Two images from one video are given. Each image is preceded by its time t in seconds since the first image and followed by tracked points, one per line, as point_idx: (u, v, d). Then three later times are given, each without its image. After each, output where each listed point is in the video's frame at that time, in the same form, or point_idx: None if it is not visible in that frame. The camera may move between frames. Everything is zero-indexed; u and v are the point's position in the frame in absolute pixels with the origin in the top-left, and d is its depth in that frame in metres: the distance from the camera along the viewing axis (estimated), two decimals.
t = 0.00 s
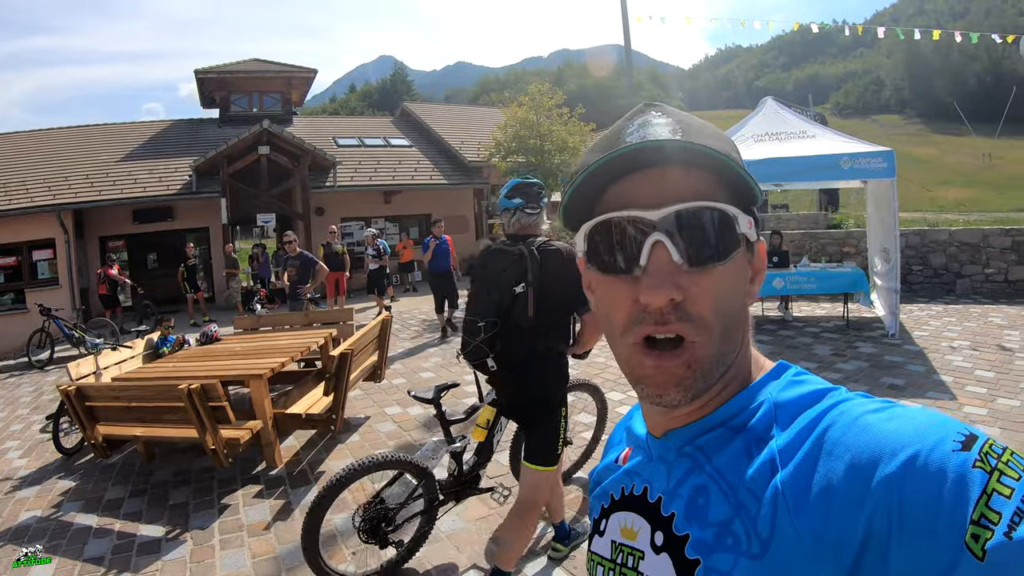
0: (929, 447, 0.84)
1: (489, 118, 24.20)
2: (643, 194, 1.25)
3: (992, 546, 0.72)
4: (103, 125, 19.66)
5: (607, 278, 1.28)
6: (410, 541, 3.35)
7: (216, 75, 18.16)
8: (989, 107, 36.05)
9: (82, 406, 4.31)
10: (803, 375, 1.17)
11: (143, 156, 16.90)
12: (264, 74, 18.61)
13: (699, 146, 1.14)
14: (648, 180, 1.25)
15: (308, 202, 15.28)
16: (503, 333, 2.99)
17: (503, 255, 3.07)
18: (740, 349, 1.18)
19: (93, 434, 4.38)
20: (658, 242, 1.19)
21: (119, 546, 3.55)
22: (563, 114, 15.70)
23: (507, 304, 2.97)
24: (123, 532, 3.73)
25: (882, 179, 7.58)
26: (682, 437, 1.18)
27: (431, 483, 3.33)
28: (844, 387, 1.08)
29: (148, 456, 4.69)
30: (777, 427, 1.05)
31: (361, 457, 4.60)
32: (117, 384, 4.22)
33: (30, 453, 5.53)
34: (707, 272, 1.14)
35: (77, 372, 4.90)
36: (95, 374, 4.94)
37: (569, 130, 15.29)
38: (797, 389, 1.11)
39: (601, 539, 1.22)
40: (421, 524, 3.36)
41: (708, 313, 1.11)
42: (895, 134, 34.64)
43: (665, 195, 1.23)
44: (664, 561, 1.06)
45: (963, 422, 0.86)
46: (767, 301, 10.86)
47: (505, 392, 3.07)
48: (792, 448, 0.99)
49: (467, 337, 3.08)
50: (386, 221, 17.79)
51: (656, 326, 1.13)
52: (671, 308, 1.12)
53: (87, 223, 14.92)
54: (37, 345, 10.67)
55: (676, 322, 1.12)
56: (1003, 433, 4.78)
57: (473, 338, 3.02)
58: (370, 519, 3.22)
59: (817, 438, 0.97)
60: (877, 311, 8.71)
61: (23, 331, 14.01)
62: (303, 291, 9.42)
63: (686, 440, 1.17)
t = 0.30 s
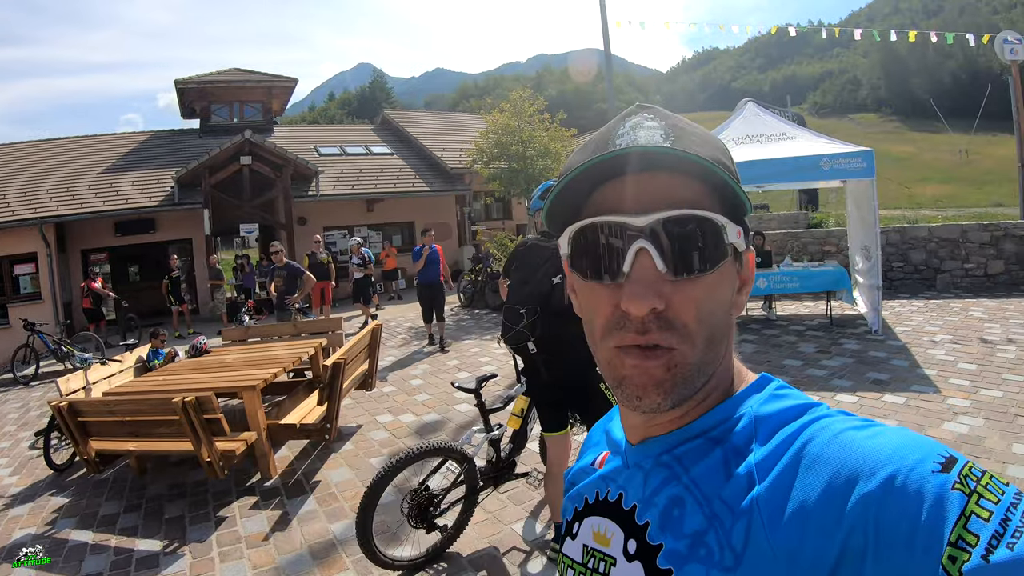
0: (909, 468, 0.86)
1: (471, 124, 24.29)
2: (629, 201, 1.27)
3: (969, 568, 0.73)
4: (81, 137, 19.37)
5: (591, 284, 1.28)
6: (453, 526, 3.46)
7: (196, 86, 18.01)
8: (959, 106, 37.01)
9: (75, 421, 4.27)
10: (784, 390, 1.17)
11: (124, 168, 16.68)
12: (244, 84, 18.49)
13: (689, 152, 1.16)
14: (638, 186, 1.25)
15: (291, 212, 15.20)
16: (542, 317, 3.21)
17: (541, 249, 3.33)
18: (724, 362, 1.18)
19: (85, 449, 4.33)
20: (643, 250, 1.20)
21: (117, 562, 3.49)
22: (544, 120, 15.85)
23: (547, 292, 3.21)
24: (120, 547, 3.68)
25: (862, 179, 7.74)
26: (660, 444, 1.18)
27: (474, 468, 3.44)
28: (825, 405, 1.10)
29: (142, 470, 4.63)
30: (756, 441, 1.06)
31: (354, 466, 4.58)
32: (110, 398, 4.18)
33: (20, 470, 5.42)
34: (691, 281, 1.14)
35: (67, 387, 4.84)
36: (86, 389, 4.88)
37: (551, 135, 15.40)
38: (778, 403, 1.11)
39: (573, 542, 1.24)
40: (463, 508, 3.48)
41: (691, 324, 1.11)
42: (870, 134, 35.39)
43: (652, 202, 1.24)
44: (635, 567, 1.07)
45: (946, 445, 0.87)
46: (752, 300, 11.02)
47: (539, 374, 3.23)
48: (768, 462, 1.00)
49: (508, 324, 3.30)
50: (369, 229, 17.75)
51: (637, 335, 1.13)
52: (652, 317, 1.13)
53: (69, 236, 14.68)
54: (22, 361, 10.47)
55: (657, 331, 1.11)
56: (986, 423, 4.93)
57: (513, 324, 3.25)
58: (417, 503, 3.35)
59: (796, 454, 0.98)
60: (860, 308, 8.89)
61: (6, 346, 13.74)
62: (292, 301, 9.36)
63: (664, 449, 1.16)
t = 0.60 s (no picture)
0: (879, 474, 0.92)
1: (468, 127, 24.32)
2: (594, 210, 1.31)
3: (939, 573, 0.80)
4: (78, 142, 19.34)
5: (556, 293, 1.33)
6: (501, 503, 3.63)
7: (193, 90, 17.99)
8: (953, 104, 37.20)
9: (80, 426, 4.27)
10: (757, 394, 1.23)
11: (121, 173, 16.67)
12: (241, 87, 18.47)
13: (647, 163, 1.18)
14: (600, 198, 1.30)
15: (289, 215, 15.19)
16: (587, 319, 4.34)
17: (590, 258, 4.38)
18: (691, 366, 1.23)
19: (91, 453, 4.35)
20: (603, 261, 1.25)
21: (125, 565, 3.51)
22: (541, 122, 15.92)
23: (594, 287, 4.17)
24: (127, 550, 3.69)
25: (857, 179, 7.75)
26: (633, 451, 1.22)
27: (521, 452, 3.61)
28: (796, 409, 1.16)
29: (146, 474, 4.65)
30: (728, 447, 1.11)
31: (360, 467, 4.60)
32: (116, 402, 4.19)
33: (23, 475, 5.43)
34: (651, 290, 1.19)
35: (70, 392, 4.85)
36: (89, 394, 4.90)
37: (548, 137, 15.43)
38: (749, 408, 1.17)
39: (551, 546, 1.27)
40: (510, 489, 3.64)
41: (651, 334, 1.16)
42: (865, 133, 35.55)
43: (615, 211, 1.28)
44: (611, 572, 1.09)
45: (916, 453, 0.93)
46: (749, 300, 11.07)
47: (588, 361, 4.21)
48: (740, 468, 1.05)
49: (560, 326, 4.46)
50: (366, 232, 17.76)
51: (600, 342, 1.18)
52: (614, 326, 1.18)
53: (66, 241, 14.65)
54: (21, 366, 10.44)
55: (619, 339, 1.17)
56: (982, 418, 4.98)
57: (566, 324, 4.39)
58: (469, 483, 3.50)
59: (767, 460, 1.03)
60: (856, 307, 8.96)
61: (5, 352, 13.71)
62: (292, 304, 9.38)
63: (637, 456, 1.21)
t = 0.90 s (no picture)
0: (879, 444, 0.87)
1: (471, 127, 24.34)
2: (564, 199, 1.32)
3: (948, 540, 0.75)
4: (83, 139, 19.39)
5: (535, 284, 1.35)
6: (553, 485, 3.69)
7: (197, 88, 18.01)
8: (957, 108, 37.17)
9: (85, 419, 4.27)
10: (748, 370, 1.21)
11: (125, 170, 16.69)
12: (245, 86, 18.48)
13: (609, 147, 1.18)
14: (568, 184, 1.31)
15: (292, 214, 15.19)
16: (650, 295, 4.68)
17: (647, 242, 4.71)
18: (674, 348, 1.23)
19: (95, 447, 4.35)
20: (575, 249, 1.26)
21: (130, 560, 3.50)
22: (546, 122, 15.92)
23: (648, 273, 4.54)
24: (132, 545, 3.68)
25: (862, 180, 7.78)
26: (628, 437, 1.21)
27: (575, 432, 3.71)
28: (790, 384, 1.13)
29: (150, 469, 4.64)
30: (722, 427, 1.08)
31: (365, 464, 4.59)
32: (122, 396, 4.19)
33: (27, 470, 5.43)
34: (627, 274, 1.19)
35: (74, 386, 4.85)
36: (94, 389, 4.90)
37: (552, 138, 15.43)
38: (740, 386, 1.15)
39: (553, 539, 1.27)
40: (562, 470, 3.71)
41: (627, 319, 1.17)
42: (868, 136, 35.54)
43: (584, 199, 1.29)
44: (614, 561, 1.08)
45: (914, 419, 0.90)
46: (753, 301, 11.05)
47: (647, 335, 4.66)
48: (737, 447, 1.01)
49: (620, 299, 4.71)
50: (370, 231, 17.77)
51: (577, 333, 1.19)
52: (591, 314, 1.19)
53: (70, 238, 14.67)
54: (24, 362, 10.46)
55: (595, 328, 1.18)
56: (987, 418, 4.96)
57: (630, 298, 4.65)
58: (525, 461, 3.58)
59: (763, 437, 0.99)
60: (860, 308, 8.94)
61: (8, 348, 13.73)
62: (296, 302, 9.39)
63: (632, 441, 1.20)
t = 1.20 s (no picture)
0: (864, 435, 0.89)
1: (484, 131, 24.37)
2: (550, 193, 1.33)
3: (931, 528, 0.77)
4: (98, 135, 19.55)
5: (522, 280, 1.35)
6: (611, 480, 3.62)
7: (211, 87, 18.11)
8: (972, 121, 36.84)
9: (89, 415, 4.25)
10: (733, 365, 1.24)
11: (138, 167, 16.80)
12: (259, 86, 18.59)
13: (598, 142, 1.21)
14: (555, 179, 1.32)
15: (304, 214, 15.23)
16: (691, 295, 4.67)
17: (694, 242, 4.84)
18: (661, 342, 1.23)
19: (99, 444, 4.33)
20: (563, 241, 1.26)
21: (130, 560, 3.46)
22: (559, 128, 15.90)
23: (693, 276, 4.69)
24: (133, 545, 3.64)
25: (878, 191, 7.66)
26: (619, 432, 1.22)
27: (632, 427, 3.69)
28: (776, 376, 1.15)
29: (154, 468, 4.61)
30: (711, 420, 1.10)
31: (372, 468, 4.54)
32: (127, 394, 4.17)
33: (30, 464, 5.42)
34: (614, 266, 1.20)
35: (80, 381, 4.84)
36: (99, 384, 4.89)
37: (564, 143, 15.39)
38: (727, 380, 1.17)
39: (542, 539, 1.23)
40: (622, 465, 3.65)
41: (616, 309, 1.16)
42: (882, 148, 35.28)
43: (572, 193, 1.30)
44: (605, 557, 1.06)
45: (897, 411, 0.92)
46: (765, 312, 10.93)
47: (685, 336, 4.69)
48: (726, 439, 1.03)
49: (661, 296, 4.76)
50: (381, 233, 17.78)
51: (567, 324, 1.19)
52: (579, 304, 1.18)
53: (81, 233, 14.78)
54: (32, 355, 10.50)
55: (585, 318, 1.17)
56: (1004, 434, 4.84)
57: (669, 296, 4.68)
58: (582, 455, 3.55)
59: (751, 429, 1.01)
60: (874, 321, 8.82)
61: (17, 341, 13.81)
62: (305, 302, 9.39)
63: (623, 437, 1.20)
